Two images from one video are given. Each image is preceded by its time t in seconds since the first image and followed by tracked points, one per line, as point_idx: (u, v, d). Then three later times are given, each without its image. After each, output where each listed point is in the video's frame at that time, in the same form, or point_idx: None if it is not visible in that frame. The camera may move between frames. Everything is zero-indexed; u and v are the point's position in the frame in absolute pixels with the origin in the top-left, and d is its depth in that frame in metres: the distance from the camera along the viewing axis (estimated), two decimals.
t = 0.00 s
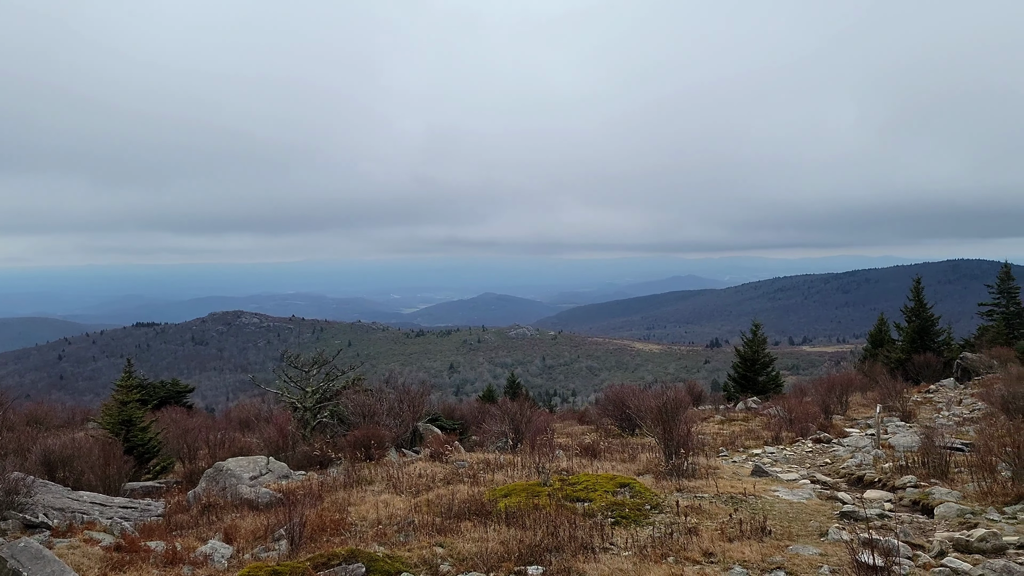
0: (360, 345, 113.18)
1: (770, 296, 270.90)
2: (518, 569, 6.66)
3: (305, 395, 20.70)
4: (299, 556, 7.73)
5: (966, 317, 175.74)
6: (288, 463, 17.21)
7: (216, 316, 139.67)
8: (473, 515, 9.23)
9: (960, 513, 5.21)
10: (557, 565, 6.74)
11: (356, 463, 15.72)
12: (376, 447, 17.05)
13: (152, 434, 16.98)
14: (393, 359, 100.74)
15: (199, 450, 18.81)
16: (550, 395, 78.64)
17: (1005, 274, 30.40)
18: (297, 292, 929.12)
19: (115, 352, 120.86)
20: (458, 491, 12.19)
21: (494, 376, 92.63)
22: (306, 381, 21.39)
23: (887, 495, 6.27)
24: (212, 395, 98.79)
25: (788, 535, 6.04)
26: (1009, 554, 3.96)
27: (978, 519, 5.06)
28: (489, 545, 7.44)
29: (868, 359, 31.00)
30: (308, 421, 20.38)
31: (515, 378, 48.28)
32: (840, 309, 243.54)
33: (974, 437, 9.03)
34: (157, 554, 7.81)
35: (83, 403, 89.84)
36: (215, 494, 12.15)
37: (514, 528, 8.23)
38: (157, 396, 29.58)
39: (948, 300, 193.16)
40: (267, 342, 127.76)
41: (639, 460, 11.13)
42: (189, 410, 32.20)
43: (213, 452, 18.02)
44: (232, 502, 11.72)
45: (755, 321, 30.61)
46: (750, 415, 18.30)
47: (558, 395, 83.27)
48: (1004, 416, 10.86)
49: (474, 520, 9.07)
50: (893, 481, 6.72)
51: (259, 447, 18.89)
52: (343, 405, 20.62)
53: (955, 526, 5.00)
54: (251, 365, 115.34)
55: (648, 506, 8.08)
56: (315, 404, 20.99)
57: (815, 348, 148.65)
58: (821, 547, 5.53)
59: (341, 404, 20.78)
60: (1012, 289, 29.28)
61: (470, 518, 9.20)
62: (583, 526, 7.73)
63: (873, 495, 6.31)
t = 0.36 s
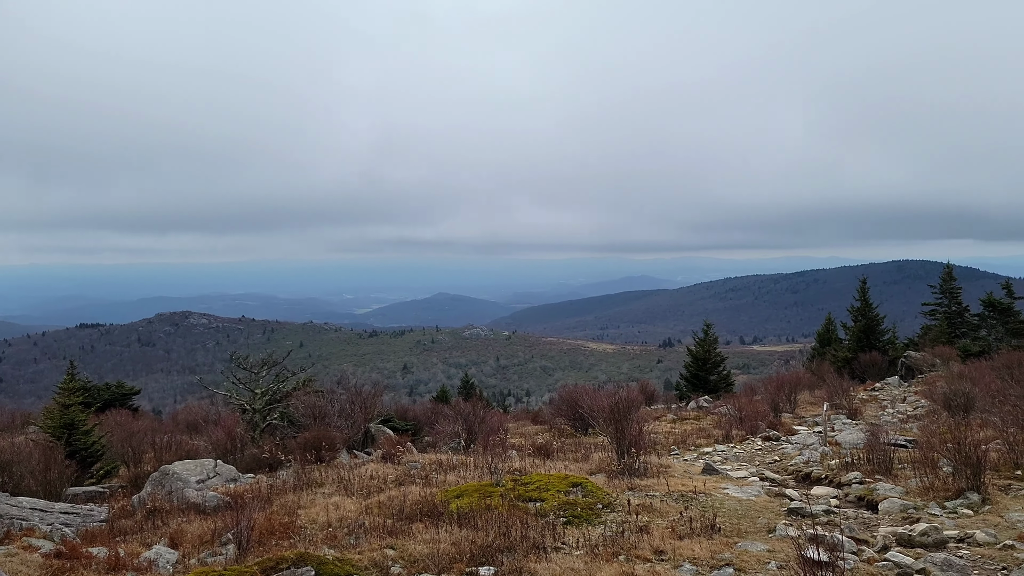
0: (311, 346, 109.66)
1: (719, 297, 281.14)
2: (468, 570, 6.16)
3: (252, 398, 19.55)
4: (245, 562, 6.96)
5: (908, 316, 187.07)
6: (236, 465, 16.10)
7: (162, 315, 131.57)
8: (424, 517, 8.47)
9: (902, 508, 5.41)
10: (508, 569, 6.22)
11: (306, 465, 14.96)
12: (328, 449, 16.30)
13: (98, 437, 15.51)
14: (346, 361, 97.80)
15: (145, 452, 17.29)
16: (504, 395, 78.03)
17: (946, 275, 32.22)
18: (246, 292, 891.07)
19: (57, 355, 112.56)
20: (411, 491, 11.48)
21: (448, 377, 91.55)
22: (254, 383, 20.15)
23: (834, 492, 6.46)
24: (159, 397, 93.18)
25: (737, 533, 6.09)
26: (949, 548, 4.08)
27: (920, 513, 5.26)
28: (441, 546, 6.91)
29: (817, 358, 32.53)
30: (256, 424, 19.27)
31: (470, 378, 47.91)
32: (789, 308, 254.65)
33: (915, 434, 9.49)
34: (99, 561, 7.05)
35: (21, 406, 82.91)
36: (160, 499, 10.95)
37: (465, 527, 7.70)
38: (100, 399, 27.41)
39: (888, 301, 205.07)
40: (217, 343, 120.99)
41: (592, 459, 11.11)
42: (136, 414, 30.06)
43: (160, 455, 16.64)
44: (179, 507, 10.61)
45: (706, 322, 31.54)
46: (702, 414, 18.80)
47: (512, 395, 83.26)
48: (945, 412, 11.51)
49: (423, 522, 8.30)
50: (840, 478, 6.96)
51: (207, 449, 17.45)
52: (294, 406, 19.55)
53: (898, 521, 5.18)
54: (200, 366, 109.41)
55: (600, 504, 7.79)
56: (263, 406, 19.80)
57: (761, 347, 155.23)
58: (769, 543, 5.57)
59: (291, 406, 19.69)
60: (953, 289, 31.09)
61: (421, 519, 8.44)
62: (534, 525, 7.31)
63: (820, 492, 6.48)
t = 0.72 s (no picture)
0: (256, 346, 105.15)
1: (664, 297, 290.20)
2: (415, 572, 5.43)
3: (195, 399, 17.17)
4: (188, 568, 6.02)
5: (847, 314, 198.76)
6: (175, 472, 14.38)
7: (102, 317, 123.16)
8: (368, 520, 7.50)
9: (843, 501, 5.60)
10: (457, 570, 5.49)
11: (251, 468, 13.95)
12: (273, 451, 15.14)
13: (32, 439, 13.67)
14: (292, 363, 93.77)
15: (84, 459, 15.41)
16: (453, 396, 76.81)
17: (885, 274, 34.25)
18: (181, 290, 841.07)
19: None
20: (350, 495, 10.22)
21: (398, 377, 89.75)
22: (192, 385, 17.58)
23: (777, 487, 6.65)
24: (99, 402, 86.58)
25: (683, 528, 6.08)
26: (888, 539, 4.21)
27: (859, 507, 5.45)
28: (387, 548, 6.16)
29: (761, 355, 34.12)
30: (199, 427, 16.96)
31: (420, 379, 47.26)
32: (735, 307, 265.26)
33: (855, 429, 9.91)
34: None
35: None
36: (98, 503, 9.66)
37: (412, 530, 6.94)
38: (35, 403, 24.76)
39: (831, 299, 216.10)
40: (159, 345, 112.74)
41: (540, 459, 11.06)
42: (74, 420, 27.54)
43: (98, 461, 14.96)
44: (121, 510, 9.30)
45: (653, 320, 32.38)
46: (650, 412, 19.23)
47: (462, 395, 82.53)
48: (885, 407, 12.21)
49: (370, 526, 7.32)
50: (784, 473, 7.17)
51: (147, 453, 16.08)
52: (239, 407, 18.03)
53: (839, 514, 5.35)
54: (141, 369, 102.38)
55: (548, 503, 7.56)
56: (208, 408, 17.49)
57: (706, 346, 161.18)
58: (713, 539, 5.57)
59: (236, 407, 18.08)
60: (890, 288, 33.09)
61: (366, 523, 7.46)
62: (480, 526, 6.66)
63: (764, 487, 6.65)
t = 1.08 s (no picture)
0: (198, 348, 101.21)
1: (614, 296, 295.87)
2: None
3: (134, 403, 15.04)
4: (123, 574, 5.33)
5: (790, 313, 206.89)
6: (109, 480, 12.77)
7: (34, 320, 115.65)
8: (310, 523, 6.33)
9: (783, 496, 5.71)
10: (403, 575, 4.53)
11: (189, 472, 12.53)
12: (214, 455, 13.82)
13: None
14: (234, 365, 90.25)
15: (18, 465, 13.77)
16: (400, 396, 75.40)
17: (824, 274, 35.62)
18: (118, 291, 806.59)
19: None
20: (293, 498, 8.84)
21: (344, 379, 87.74)
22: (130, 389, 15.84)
23: (720, 483, 6.75)
24: (32, 406, 80.98)
25: (628, 526, 5.80)
26: (825, 533, 4.31)
27: (799, 501, 5.58)
28: (329, 553, 5.13)
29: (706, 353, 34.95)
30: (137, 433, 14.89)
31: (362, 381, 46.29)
32: (679, 306, 270.57)
33: (796, 425, 10.22)
34: None
35: None
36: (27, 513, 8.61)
37: (356, 532, 5.86)
38: None
39: (776, 297, 223.77)
40: (96, 348, 106.70)
41: (486, 459, 10.86)
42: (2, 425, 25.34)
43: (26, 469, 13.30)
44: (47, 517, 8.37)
45: (601, 319, 32.67)
46: (593, 411, 19.40)
47: (409, 396, 81.27)
48: (824, 403, 12.76)
49: (311, 530, 6.15)
50: (726, 469, 7.31)
51: (83, 462, 14.31)
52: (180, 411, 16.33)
53: (778, 510, 5.45)
54: (77, 373, 96.48)
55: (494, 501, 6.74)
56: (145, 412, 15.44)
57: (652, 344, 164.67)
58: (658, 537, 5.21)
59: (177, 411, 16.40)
60: (831, 287, 34.39)
61: (307, 526, 6.29)
62: (425, 527, 5.61)
63: (708, 483, 6.74)
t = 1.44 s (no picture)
0: (139, 348, 98.69)
1: (574, 292, 297.86)
2: None
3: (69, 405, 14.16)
4: None
5: (734, 311, 209.84)
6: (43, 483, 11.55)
7: None
8: (256, 524, 5.86)
9: (728, 492, 5.78)
10: None
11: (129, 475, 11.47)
12: (156, 457, 12.84)
13: None
14: (176, 365, 88.31)
15: None
16: (347, 396, 74.20)
17: (769, 271, 35.87)
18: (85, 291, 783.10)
19: None
20: (239, 499, 7.98)
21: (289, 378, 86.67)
22: (64, 392, 14.87)
23: (667, 479, 6.81)
24: None
25: (577, 522, 5.28)
26: (768, 526, 4.38)
27: (743, 496, 5.65)
28: (272, 555, 4.82)
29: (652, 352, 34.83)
30: (75, 434, 13.85)
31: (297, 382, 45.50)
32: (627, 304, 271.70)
33: (742, 421, 10.44)
34: None
35: None
36: None
37: (300, 533, 5.42)
38: None
39: (723, 295, 227.26)
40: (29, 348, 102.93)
41: (434, 458, 9.99)
42: None
43: None
44: None
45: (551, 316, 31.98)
46: (546, 408, 19.46)
47: (356, 396, 79.60)
48: (769, 400, 13.01)
49: (257, 531, 5.71)
50: (673, 465, 7.40)
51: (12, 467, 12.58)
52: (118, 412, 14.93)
53: (723, 504, 5.53)
54: (9, 375, 92.59)
55: (442, 498, 6.05)
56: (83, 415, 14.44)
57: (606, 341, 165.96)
58: (604, 533, 4.80)
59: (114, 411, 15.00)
60: (775, 285, 34.54)
61: (252, 527, 5.83)
62: (370, 527, 5.31)
63: (655, 480, 6.78)
